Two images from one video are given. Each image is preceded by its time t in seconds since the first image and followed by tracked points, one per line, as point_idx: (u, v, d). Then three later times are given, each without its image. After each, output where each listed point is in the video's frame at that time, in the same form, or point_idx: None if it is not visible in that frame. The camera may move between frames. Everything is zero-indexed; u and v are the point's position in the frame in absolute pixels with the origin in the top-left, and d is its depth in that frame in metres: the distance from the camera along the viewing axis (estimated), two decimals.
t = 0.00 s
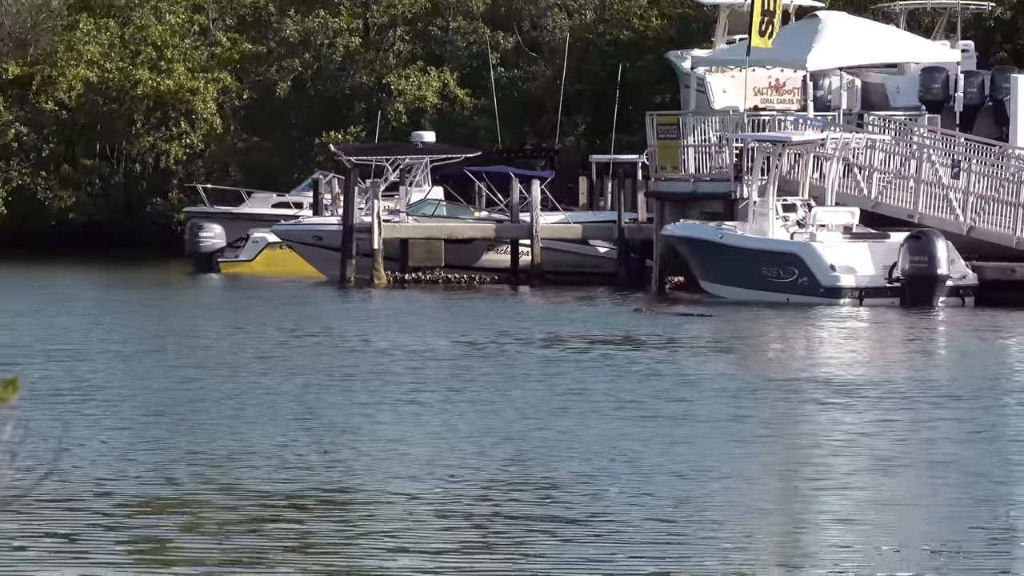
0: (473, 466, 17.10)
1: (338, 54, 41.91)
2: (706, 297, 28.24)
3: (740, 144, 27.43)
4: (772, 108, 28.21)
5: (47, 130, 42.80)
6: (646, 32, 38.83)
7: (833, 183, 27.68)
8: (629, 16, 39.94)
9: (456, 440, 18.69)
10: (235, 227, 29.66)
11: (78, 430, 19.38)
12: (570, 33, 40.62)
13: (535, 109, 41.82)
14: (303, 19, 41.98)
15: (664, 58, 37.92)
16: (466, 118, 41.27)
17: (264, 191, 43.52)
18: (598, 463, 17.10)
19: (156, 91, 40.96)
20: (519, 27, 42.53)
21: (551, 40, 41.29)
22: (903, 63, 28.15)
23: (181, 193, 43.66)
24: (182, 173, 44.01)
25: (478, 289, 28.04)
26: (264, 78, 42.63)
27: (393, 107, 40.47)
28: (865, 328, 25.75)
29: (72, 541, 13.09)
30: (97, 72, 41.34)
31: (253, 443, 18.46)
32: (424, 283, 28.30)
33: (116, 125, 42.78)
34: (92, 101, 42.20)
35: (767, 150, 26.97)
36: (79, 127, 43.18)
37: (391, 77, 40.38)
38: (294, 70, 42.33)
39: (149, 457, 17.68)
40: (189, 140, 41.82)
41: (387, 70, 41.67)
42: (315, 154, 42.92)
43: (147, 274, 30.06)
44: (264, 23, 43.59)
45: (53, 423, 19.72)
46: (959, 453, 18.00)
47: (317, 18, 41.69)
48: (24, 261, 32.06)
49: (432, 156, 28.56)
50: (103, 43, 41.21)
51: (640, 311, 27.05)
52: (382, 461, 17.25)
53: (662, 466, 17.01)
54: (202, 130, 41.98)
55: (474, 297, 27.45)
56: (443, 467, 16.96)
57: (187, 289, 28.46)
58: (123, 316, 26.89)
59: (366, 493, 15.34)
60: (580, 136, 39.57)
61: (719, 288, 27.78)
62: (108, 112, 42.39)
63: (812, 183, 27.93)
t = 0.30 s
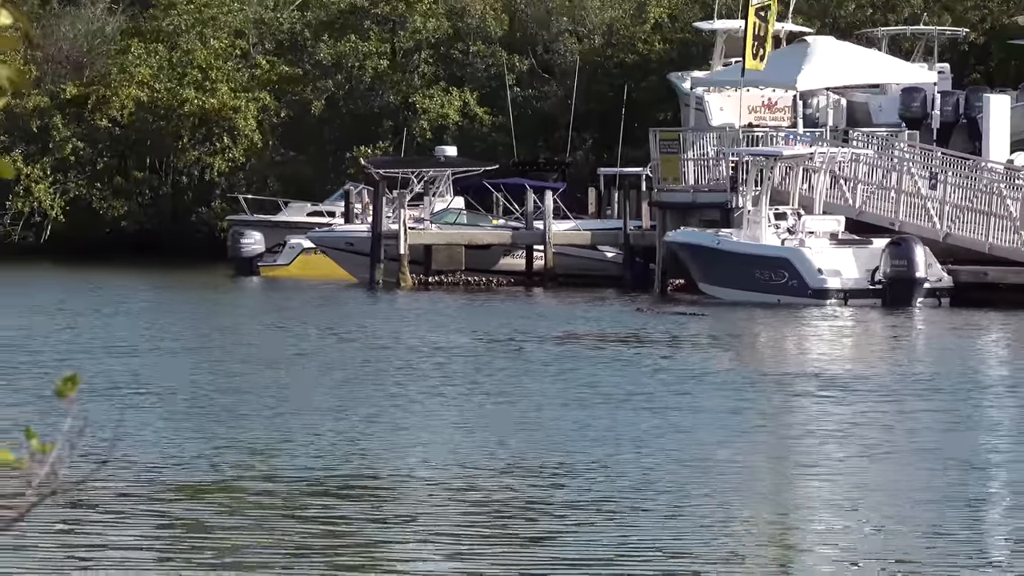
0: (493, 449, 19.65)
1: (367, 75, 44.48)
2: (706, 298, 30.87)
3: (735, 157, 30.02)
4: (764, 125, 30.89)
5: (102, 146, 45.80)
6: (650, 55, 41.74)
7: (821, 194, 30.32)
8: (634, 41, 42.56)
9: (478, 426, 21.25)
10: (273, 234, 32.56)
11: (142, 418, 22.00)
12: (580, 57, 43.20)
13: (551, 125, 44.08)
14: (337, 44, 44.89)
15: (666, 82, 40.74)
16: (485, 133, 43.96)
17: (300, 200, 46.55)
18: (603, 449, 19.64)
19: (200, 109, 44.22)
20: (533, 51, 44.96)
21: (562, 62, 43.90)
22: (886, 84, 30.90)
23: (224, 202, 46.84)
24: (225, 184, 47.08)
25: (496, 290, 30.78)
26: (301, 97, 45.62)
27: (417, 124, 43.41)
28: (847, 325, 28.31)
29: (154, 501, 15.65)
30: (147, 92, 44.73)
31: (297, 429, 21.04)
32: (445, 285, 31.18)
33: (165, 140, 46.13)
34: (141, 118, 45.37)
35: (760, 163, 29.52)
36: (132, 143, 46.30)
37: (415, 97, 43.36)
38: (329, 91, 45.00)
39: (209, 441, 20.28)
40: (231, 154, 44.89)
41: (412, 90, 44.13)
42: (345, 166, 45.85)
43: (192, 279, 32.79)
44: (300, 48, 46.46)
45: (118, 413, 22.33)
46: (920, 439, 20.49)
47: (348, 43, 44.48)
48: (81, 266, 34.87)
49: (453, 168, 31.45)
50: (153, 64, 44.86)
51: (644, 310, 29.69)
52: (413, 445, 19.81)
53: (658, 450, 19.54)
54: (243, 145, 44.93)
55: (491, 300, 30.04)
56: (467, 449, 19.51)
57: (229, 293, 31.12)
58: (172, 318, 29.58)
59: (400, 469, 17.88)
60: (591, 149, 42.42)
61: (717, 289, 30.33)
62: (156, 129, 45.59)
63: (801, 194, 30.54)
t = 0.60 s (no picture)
0: (506, 432, 22.34)
1: (389, 92, 47.35)
2: (699, 297, 33.62)
3: (726, 168, 32.74)
4: (753, 139, 33.85)
5: (145, 158, 48.82)
6: (647, 75, 44.52)
7: (804, 202, 32.95)
8: (633, 61, 45.56)
9: (492, 412, 23.96)
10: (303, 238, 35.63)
11: (192, 403, 24.73)
12: (584, 73, 45.98)
13: (556, 139, 47.09)
14: (360, 64, 47.60)
15: (661, 100, 44.00)
16: (496, 145, 46.79)
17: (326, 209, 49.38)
18: (603, 432, 22.34)
19: (235, 123, 46.87)
20: (542, 69, 47.93)
21: (566, 81, 46.79)
22: (864, 101, 33.78)
23: (256, 210, 48.67)
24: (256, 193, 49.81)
25: (507, 290, 33.59)
26: (327, 113, 48.10)
27: (433, 138, 46.05)
28: (830, 321, 31.03)
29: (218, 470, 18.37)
30: (187, 108, 47.48)
31: (332, 413, 23.75)
32: (460, 285, 34.10)
33: (204, 151, 48.79)
34: (181, 132, 48.29)
35: (750, 173, 32.17)
36: (172, 155, 49.41)
37: (432, 112, 45.98)
38: (353, 106, 47.96)
39: (255, 423, 22.99)
40: (263, 165, 47.56)
41: (430, 106, 47.01)
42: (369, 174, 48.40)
43: (227, 281, 35.60)
44: (327, 67, 49.16)
45: (168, 399, 25.08)
46: (885, 426, 23.18)
47: (371, 62, 47.12)
48: (126, 270, 37.71)
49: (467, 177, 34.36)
50: (192, 84, 47.76)
51: (642, 308, 32.41)
52: (436, 427, 22.51)
53: (653, 433, 22.24)
54: (275, 156, 47.52)
55: (502, 300, 32.81)
56: (483, 431, 22.22)
57: (262, 294, 33.90)
58: (209, 315, 32.37)
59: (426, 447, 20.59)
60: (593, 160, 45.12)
61: (710, 289, 33.05)
62: (196, 141, 48.50)
63: (787, 202, 33.14)
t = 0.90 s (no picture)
0: (504, 413, 25.34)
1: (401, 107, 50.26)
2: (687, 297, 36.45)
3: (710, 178, 35.72)
4: (735, 151, 37.05)
5: (176, 168, 51.26)
6: (639, 92, 47.27)
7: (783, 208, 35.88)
8: (625, 79, 47.98)
9: (491, 396, 26.96)
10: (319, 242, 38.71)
11: (227, 391, 27.63)
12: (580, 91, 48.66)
13: (553, 151, 49.91)
14: (375, 81, 50.68)
15: (651, 114, 46.68)
16: (499, 157, 49.42)
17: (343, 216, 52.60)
18: (593, 415, 25.23)
19: (258, 137, 49.34)
20: (542, 86, 50.76)
21: (564, 98, 49.64)
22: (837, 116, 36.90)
23: (279, 216, 51.53)
24: (280, 201, 52.22)
25: (509, 290, 36.58)
26: (345, 127, 51.28)
27: (443, 149, 48.92)
28: (806, 319, 33.75)
29: (256, 449, 21.28)
30: (214, 123, 49.65)
31: (349, 397, 26.76)
32: (465, 285, 37.19)
33: (230, 161, 51.47)
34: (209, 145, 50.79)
35: (732, 182, 35.12)
36: (201, 165, 52.00)
37: (440, 126, 48.85)
38: (368, 120, 50.86)
39: (283, 407, 25.95)
40: (284, 174, 50.32)
41: (438, 120, 50.17)
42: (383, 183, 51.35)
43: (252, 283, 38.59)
44: (344, 84, 52.06)
45: (203, 385, 28.13)
46: (846, 412, 26.06)
47: (384, 80, 50.23)
48: (159, 273, 40.63)
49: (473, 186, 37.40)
50: (219, 100, 50.06)
51: (634, 307, 35.21)
52: (443, 411, 25.48)
53: (638, 417, 25.13)
54: (295, 167, 50.00)
55: (505, 299, 35.79)
56: (488, 412, 25.14)
57: (284, 294, 36.86)
58: (236, 311, 35.44)
59: (438, 426, 23.49)
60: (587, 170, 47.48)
61: (697, 289, 35.91)
62: (222, 153, 51.16)
63: (766, 208, 36.04)
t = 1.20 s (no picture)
0: (499, 399, 28.43)
1: (408, 121, 53.57)
2: (673, 297, 39.44)
3: (694, 187, 38.74)
4: (716, 163, 39.70)
5: (201, 177, 54.69)
6: (627, 107, 50.96)
7: (760, 215, 38.85)
8: (615, 96, 51.66)
9: (489, 384, 30.04)
10: (333, 246, 42.40)
11: (254, 383, 30.57)
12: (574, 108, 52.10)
13: (549, 162, 53.46)
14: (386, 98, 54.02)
15: (638, 130, 50.45)
16: (500, 168, 53.15)
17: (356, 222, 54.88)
18: (583, 401, 28.23)
19: (277, 149, 52.89)
20: (538, 101, 53.54)
21: (558, 112, 52.55)
22: (810, 130, 39.98)
23: (296, 221, 54.62)
24: (297, 208, 54.92)
25: (508, 291, 39.80)
26: (356, 140, 54.65)
27: (446, 161, 52.19)
28: (783, 318, 36.42)
29: (285, 436, 24.22)
30: (236, 136, 53.20)
31: (362, 387, 29.85)
32: (467, 286, 40.59)
33: (251, 171, 54.86)
34: (232, 156, 54.08)
35: (714, 192, 38.19)
36: (224, 175, 55.58)
37: (444, 138, 52.15)
38: (378, 133, 54.25)
39: (303, 395, 29.07)
40: (300, 183, 53.73)
41: (443, 134, 52.97)
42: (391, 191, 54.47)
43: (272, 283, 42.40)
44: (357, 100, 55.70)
45: (230, 377, 31.27)
46: (813, 398, 29.02)
47: (393, 97, 53.65)
48: (190, 275, 44.44)
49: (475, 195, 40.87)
50: (241, 115, 53.51)
51: (623, 307, 38.19)
52: (446, 398, 28.56)
53: (624, 403, 28.09)
54: (311, 177, 53.94)
55: (507, 298, 38.91)
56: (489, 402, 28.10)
57: (301, 296, 39.90)
58: (258, 309, 38.67)
59: (445, 415, 26.43)
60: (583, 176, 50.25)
61: (682, 290, 38.94)
62: (244, 164, 54.52)
63: (746, 215, 38.96)
